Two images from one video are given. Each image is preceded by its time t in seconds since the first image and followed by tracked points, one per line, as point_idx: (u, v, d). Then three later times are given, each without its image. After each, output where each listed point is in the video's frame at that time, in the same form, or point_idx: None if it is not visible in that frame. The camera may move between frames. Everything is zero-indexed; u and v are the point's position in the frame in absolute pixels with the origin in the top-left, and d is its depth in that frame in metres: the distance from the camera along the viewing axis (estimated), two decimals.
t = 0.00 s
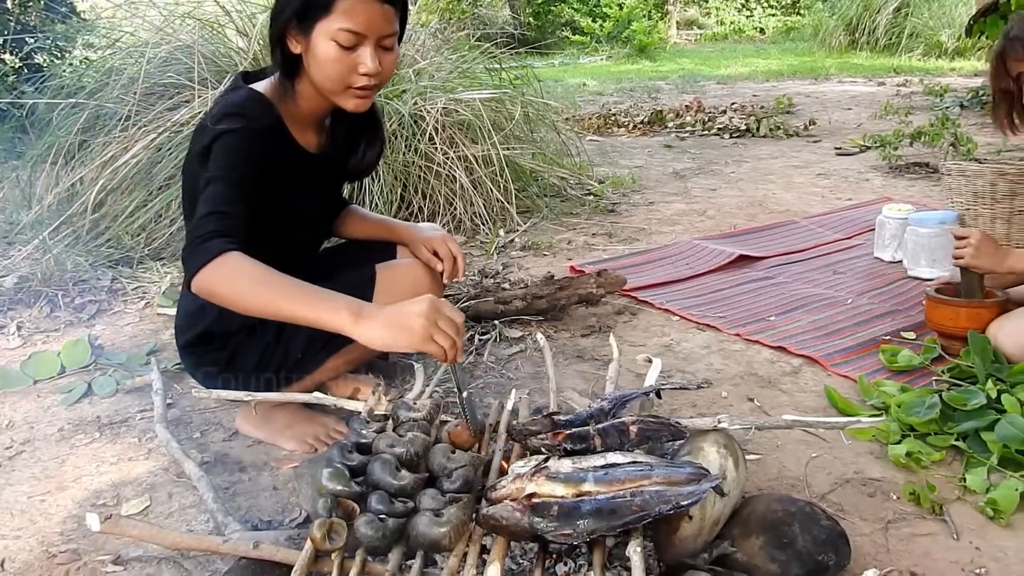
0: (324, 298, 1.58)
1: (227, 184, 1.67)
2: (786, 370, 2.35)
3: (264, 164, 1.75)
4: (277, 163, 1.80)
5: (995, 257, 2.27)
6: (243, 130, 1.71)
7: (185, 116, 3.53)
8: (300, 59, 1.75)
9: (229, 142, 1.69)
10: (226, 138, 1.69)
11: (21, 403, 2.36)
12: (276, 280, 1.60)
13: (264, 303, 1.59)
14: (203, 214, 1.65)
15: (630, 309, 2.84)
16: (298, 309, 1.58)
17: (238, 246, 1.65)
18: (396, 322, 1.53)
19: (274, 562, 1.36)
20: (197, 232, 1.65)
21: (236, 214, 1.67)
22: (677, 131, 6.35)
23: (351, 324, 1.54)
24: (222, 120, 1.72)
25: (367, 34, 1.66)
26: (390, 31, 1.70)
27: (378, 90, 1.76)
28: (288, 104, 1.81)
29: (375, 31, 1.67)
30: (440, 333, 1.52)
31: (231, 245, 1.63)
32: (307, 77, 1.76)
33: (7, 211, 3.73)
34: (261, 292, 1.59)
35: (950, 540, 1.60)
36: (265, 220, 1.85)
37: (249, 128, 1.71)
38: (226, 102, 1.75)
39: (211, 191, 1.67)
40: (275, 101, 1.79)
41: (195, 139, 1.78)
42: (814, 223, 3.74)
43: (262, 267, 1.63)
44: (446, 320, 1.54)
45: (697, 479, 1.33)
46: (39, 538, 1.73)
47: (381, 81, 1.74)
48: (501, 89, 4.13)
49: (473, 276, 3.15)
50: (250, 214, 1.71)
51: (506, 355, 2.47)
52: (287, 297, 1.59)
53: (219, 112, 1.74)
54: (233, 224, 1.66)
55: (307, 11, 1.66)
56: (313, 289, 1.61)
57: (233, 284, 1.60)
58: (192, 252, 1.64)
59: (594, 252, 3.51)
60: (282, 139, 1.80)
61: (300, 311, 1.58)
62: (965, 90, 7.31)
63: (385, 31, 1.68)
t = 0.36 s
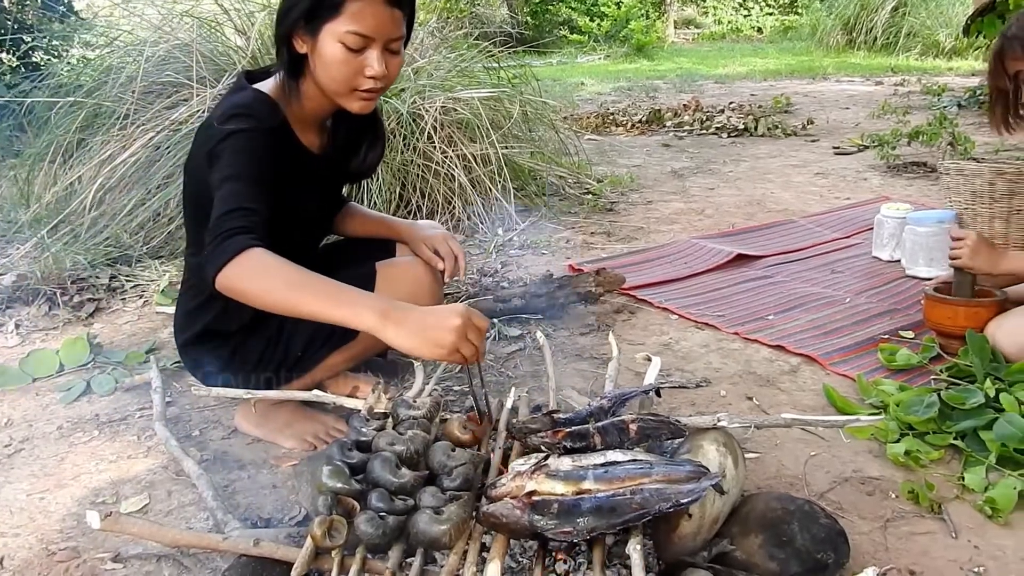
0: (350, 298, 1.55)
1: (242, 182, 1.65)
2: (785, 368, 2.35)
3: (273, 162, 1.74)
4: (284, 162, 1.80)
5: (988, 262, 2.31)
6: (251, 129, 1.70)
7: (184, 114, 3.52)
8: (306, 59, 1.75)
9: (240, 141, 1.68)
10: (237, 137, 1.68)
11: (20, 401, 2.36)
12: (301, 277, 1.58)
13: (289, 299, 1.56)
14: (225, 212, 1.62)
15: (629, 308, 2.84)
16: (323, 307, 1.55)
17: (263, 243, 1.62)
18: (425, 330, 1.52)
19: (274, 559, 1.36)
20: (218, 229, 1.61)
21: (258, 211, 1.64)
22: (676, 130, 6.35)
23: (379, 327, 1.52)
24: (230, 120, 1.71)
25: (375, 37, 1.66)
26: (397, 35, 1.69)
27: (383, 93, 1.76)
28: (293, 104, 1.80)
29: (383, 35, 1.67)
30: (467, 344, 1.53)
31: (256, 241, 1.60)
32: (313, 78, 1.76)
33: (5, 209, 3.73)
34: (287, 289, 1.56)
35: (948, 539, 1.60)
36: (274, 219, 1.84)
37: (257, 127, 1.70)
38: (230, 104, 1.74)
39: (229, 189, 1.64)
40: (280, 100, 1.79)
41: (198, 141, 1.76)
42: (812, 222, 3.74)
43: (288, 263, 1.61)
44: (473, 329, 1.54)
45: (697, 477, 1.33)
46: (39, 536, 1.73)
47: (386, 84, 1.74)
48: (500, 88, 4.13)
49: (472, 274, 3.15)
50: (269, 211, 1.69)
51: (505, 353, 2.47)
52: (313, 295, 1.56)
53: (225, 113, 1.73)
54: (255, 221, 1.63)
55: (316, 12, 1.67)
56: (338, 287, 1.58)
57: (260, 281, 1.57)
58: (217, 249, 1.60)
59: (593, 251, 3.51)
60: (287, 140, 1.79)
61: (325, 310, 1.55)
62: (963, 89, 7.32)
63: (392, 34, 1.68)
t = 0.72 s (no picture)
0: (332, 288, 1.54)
1: (235, 180, 1.64)
2: (787, 367, 2.35)
3: (271, 160, 1.74)
4: (283, 159, 1.80)
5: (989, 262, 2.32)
6: (247, 126, 1.69)
7: (185, 112, 3.52)
8: (305, 57, 1.74)
9: (236, 138, 1.67)
10: (234, 134, 1.68)
11: (22, 398, 2.37)
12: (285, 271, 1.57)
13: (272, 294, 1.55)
14: (214, 209, 1.62)
15: (630, 306, 2.84)
16: (304, 300, 1.54)
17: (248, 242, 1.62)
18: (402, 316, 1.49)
19: (276, 556, 1.35)
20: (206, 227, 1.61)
21: (249, 209, 1.64)
22: (677, 129, 6.35)
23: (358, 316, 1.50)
24: (227, 118, 1.70)
25: (373, 36, 1.66)
26: (396, 34, 1.69)
27: (381, 92, 1.76)
28: (291, 103, 1.81)
29: (382, 33, 1.66)
30: (447, 330, 1.50)
31: (241, 239, 1.60)
32: (312, 76, 1.76)
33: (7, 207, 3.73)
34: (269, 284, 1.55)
35: (951, 537, 1.60)
36: (270, 216, 1.83)
37: (253, 124, 1.70)
38: (228, 100, 1.74)
39: (221, 187, 1.64)
40: (279, 99, 1.79)
41: (197, 138, 1.76)
42: (813, 221, 3.74)
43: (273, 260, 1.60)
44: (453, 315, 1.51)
45: (700, 475, 1.33)
46: (41, 533, 1.73)
47: (385, 83, 1.74)
48: (502, 86, 4.14)
49: (474, 273, 3.15)
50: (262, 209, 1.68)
51: (507, 351, 2.47)
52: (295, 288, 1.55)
53: (223, 110, 1.72)
54: (244, 220, 1.62)
55: (315, 10, 1.66)
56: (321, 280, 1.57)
57: (243, 278, 1.57)
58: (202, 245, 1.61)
59: (594, 249, 3.51)
60: (285, 137, 1.79)
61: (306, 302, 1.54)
62: (964, 89, 7.31)
63: (391, 33, 1.68)
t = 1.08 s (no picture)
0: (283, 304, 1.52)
1: (218, 182, 1.66)
2: (789, 365, 2.35)
3: (264, 160, 1.74)
4: (280, 160, 1.79)
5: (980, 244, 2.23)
6: (238, 125, 1.69)
7: (187, 110, 3.53)
8: (304, 51, 1.72)
9: (226, 138, 1.68)
10: (225, 133, 1.69)
11: (24, 396, 2.37)
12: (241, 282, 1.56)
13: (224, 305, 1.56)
14: (192, 212, 1.65)
15: (632, 305, 2.84)
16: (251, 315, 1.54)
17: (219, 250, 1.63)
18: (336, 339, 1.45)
19: (278, 554, 1.34)
20: (181, 230, 1.64)
21: (225, 214, 1.66)
22: (679, 127, 6.35)
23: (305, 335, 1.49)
24: (222, 114, 1.71)
25: (370, 28, 1.62)
26: (394, 27, 1.65)
27: (380, 85, 1.72)
28: (289, 97, 1.79)
29: (379, 26, 1.62)
30: (373, 356, 1.41)
31: (210, 247, 1.61)
32: (309, 70, 1.73)
33: (9, 205, 3.74)
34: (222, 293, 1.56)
35: (953, 537, 1.60)
36: (265, 215, 1.83)
37: (244, 123, 1.70)
38: (226, 96, 1.75)
39: (202, 189, 1.66)
40: (276, 94, 1.78)
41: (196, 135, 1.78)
42: (816, 219, 3.74)
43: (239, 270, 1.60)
44: (380, 341, 1.41)
45: (703, 474, 1.33)
46: (43, 531, 1.74)
47: (383, 76, 1.71)
48: (504, 85, 4.14)
49: (476, 271, 3.15)
50: (243, 213, 1.69)
51: (509, 350, 2.46)
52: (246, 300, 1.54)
53: (220, 106, 1.73)
54: (217, 225, 1.64)
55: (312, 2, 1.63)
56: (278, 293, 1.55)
57: (203, 286, 1.58)
58: (172, 250, 1.63)
59: (596, 247, 3.51)
60: (282, 133, 1.78)
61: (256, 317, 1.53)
62: (967, 88, 7.30)
63: (389, 26, 1.64)
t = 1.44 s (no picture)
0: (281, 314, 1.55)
1: (218, 180, 1.67)
2: (792, 362, 2.35)
3: (264, 156, 1.74)
4: (282, 156, 1.80)
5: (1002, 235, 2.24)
6: (239, 122, 1.69)
7: (189, 107, 3.53)
8: (306, 44, 1.71)
9: (226, 135, 1.68)
10: (225, 130, 1.68)
11: (26, 392, 2.37)
12: (238, 289, 1.58)
13: (224, 314, 1.58)
14: (187, 211, 1.66)
15: (635, 302, 2.83)
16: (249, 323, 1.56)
17: (209, 251, 1.64)
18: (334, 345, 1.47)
19: (281, 549, 1.33)
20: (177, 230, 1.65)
21: (221, 213, 1.67)
22: (681, 125, 6.34)
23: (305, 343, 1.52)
24: (223, 110, 1.71)
25: (373, 22, 1.61)
26: (397, 20, 1.64)
27: (383, 79, 1.72)
28: (292, 91, 1.78)
29: (382, 19, 1.62)
30: (367, 361, 1.43)
31: (202, 250, 1.63)
32: (313, 63, 1.72)
33: (11, 202, 3.73)
34: (221, 302, 1.58)
35: (957, 533, 1.59)
36: (265, 213, 1.83)
37: (246, 119, 1.70)
38: (228, 91, 1.75)
39: (201, 186, 1.67)
40: (279, 88, 1.77)
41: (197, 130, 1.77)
42: (819, 216, 3.73)
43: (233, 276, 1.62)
44: (373, 347, 1.43)
45: (705, 469, 1.33)
46: (45, 527, 1.74)
47: (385, 70, 1.70)
48: (506, 81, 4.14)
49: (478, 267, 3.15)
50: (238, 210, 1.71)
51: (511, 346, 2.46)
52: (245, 309, 1.56)
53: (223, 101, 1.73)
54: (213, 225, 1.66)
55: None
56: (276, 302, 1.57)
57: (198, 293, 1.59)
58: (166, 251, 1.64)
59: (598, 244, 3.50)
60: (283, 128, 1.77)
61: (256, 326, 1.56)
62: (970, 86, 7.28)
63: (392, 19, 1.63)
